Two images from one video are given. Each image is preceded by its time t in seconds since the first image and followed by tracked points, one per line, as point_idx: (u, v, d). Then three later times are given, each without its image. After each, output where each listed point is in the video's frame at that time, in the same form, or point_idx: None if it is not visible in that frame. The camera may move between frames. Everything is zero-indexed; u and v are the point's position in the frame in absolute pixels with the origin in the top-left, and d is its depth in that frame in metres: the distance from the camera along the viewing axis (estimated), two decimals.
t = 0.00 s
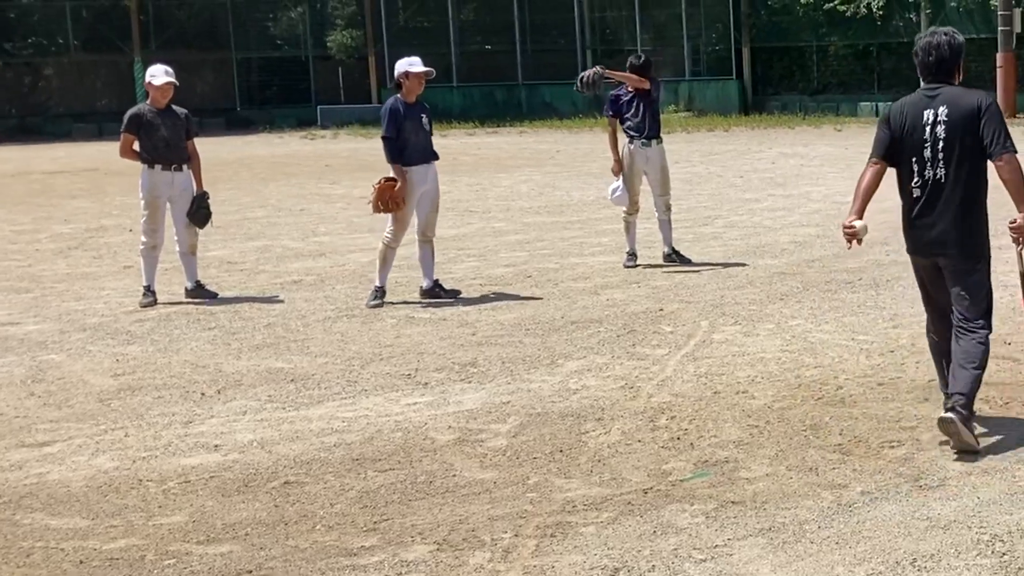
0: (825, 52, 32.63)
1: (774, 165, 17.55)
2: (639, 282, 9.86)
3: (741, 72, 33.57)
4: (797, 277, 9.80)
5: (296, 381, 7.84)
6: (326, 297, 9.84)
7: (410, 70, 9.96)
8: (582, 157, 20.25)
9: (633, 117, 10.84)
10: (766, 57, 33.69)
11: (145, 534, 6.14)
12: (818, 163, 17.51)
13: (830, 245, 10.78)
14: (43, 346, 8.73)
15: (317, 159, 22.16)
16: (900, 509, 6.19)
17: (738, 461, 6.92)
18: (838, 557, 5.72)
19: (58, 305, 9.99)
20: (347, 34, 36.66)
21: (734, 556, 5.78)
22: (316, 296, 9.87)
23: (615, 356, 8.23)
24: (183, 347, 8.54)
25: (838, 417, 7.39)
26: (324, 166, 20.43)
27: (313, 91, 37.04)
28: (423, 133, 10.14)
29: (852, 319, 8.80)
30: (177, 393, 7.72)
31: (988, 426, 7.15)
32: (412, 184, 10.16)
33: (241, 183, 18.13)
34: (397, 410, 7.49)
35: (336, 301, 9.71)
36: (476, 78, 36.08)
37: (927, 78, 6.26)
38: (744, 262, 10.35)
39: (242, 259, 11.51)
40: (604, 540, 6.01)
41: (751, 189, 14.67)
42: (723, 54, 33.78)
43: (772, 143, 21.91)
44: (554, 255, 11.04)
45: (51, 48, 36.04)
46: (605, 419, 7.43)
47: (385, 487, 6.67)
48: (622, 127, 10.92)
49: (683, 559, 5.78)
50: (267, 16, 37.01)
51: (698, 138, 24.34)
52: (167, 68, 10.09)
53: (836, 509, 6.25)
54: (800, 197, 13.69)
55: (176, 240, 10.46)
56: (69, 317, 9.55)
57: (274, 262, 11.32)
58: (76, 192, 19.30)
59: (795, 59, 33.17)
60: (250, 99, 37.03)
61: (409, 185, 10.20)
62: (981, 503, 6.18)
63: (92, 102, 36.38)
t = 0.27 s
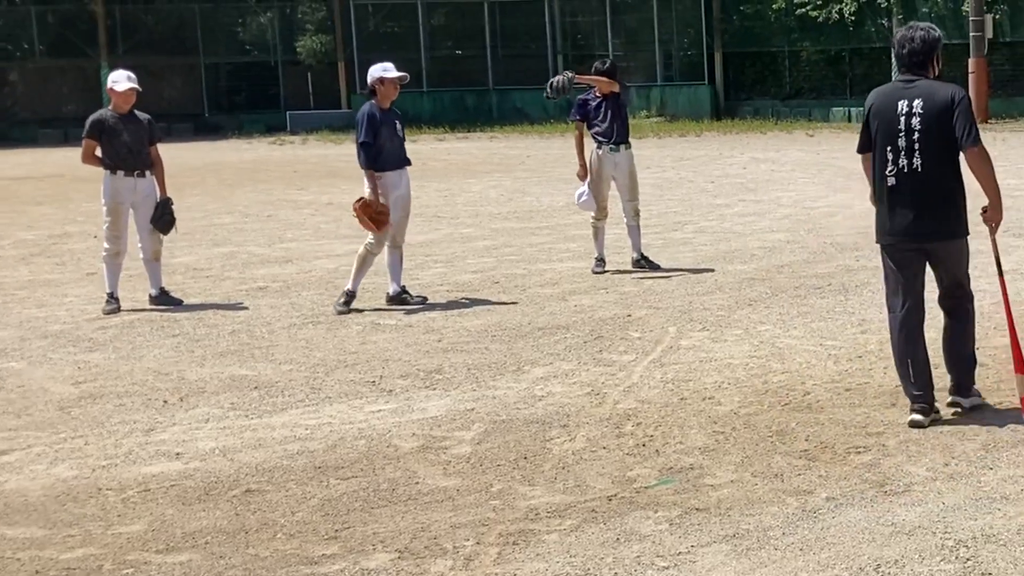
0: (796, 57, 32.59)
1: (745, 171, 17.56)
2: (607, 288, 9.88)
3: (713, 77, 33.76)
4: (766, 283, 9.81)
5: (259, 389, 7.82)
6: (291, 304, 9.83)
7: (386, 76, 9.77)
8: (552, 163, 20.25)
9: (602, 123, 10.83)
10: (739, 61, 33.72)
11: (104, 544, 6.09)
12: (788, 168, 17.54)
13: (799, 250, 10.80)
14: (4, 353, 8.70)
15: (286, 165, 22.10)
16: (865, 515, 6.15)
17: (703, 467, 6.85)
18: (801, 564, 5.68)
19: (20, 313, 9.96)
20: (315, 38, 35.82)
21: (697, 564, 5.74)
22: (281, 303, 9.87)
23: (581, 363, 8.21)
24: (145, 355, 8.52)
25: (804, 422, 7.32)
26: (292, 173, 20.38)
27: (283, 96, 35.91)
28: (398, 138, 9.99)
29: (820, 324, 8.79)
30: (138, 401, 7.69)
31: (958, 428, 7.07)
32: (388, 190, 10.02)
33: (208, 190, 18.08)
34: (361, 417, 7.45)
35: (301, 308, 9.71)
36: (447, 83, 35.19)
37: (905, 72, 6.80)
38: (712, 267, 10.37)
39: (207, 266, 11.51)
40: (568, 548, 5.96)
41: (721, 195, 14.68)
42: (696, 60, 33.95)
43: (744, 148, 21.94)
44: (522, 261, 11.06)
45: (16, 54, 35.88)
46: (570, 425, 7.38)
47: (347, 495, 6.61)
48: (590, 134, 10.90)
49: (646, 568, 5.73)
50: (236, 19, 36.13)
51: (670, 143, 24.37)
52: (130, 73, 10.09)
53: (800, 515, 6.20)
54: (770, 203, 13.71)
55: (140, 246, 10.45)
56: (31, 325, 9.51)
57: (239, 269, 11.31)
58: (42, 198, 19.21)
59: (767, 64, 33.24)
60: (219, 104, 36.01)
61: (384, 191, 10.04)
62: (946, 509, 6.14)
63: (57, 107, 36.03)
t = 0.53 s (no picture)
0: (767, 64, 31.87)
1: (715, 177, 17.55)
2: (574, 294, 9.88)
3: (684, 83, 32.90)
4: (733, 288, 9.81)
5: (221, 397, 7.78)
6: (255, 311, 9.82)
7: (358, 82, 9.64)
8: (520, 169, 20.20)
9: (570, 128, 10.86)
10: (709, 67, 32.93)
11: (60, 552, 6.02)
12: (758, 174, 17.52)
13: (767, 256, 10.80)
14: None
15: (254, 172, 22.00)
16: (828, 520, 6.12)
17: (667, 473, 6.80)
18: (763, 570, 5.65)
19: None
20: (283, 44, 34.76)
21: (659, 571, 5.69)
22: (245, 310, 9.85)
23: (546, 369, 8.19)
24: (105, 363, 8.49)
25: (769, 427, 7.28)
26: (259, 179, 20.28)
27: (249, 102, 34.72)
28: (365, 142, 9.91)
29: (787, 330, 8.79)
30: (98, 409, 7.65)
31: (923, 433, 7.04)
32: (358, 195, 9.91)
33: (173, 196, 17.97)
34: (323, 424, 7.41)
35: (265, 315, 9.70)
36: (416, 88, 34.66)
37: (884, 85, 6.96)
38: (679, 273, 10.38)
39: (171, 273, 11.48)
40: (530, 555, 5.90)
41: (690, 201, 14.67)
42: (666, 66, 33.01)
43: (713, 154, 21.94)
44: (488, 267, 11.06)
45: None
46: (533, 432, 7.33)
47: (307, 503, 6.53)
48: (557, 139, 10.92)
49: None
50: (200, 25, 34.62)
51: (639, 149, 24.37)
52: (87, 79, 10.09)
53: (763, 521, 6.17)
54: (739, 208, 13.71)
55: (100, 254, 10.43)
56: None
57: (203, 276, 11.29)
58: (5, 205, 19.12)
59: (737, 70, 32.43)
60: (184, 110, 34.51)
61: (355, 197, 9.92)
62: (909, 514, 6.12)
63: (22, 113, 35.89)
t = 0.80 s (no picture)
0: (736, 72, 31.90)
1: (684, 184, 17.53)
2: (540, 303, 9.87)
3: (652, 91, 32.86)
4: (700, 296, 9.79)
5: (182, 407, 7.73)
6: (218, 320, 9.78)
7: (320, 90, 9.50)
8: (488, 177, 20.17)
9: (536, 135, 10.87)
10: (677, 75, 32.89)
11: (15, 566, 5.92)
12: (726, 182, 17.52)
13: (735, 264, 10.80)
14: None
15: (220, 180, 21.90)
16: (792, 530, 6.09)
17: (631, 483, 6.77)
18: None
19: None
20: (248, 51, 34.48)
21: None
22: (208, 319, 9.81)
23: (511, 378, 8.15)
24: (65, 373, 8.43)
25: (734, 436, 7.26)
26: (224, 187, 20.18)
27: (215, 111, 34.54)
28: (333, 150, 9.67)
29: (753, 338, 8.77)
30: (57, 419, 7.59)
31: (888, 441, 7.03)
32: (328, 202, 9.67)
33: (136, 205, 17.87)
34: (285, 434, 7.35)
35: (227, 324, 9.65)
36: (382, 97, 34.62)
37: (848, 89, 7.36)
38: (646, 282, 10.37)
39: (133, 282, 11.43)
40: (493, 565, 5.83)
41: (658, 209, 14.66)
42: (633, 75, 32.98)
43: (682, 162, 21.93)
44: (454, 275, 11.04)
45: None
46: (497, 441, 7.28)
47: (268, 513, 6.43)
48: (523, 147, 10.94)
49: None
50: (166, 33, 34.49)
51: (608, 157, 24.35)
52: (38, 87, 10.05)
53: (727, 530, 6.14)
54: (707, 216, 13.70)
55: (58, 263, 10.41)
56: None
57: (166, 285, 11.25)
58: None
59: (706, 78, 32.39)
60: (149, 118, 34.47)
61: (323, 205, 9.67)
62: (873, 523, 6.09)
63: None
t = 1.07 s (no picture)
0: (705, 81, 32.07)
1: (652, 195, 17.51)
2: (507, 314, 9.81)
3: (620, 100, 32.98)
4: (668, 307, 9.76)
5: (143, 420, 7.63)
6: (181, 332, 9.68)
7: (282, 99, 9.37)
8: (454, 187, 20.09)
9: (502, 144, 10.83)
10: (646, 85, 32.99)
11: None
12: (694, 192, 17.51)
13: (704, 275, 10.78)
14: None
15: (184, 190, 21.74)
16: (761, 542, 6.05)
17: (598, 496, 6.71)
18: None
19: None
20: (214, 61, 34.30)
21: None
22: (171, 331, 9.71)
23: (477, 391, 8.08)
24: (24, 386, 8.31)
25: (702, 448, 7.21)
26: (188, 198, 20.04)
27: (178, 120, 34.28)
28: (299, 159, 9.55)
29: (721, 349, 8.73)
30: (15, 434, 7.47)
31: (857, 453, 7.00)
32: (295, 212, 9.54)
33: (97, 216, 17.71)
34: (248, 447, 7.25)
35: (191, 337, 9.56)
36: (351, 105, 34.49)
37: (803, 100, 7.51)
38: (613, 292, 10.35)
39: (94, 293, 11.31)
40: None
41: (626, 219, 14.62)
42: (600, 84, 33.01)
43: (651, 172, 21.90)
44: (420, 287, 10.98)
45: None
46: (462, 454, 7.21)
47: (230, 527, 6.31)
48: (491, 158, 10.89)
49: None
50: (129, 42, 34.25)
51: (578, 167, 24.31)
52: None
53: (695, 544, 6.09)
54: (675, 226, 13.68)
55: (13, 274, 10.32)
56: None
57: (128, 297, 11.14)
58: None
59: (675, 87, 32.54)
60: (112, 128, 34.13)
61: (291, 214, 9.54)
62: (842, 535, 6.06)
63: None
